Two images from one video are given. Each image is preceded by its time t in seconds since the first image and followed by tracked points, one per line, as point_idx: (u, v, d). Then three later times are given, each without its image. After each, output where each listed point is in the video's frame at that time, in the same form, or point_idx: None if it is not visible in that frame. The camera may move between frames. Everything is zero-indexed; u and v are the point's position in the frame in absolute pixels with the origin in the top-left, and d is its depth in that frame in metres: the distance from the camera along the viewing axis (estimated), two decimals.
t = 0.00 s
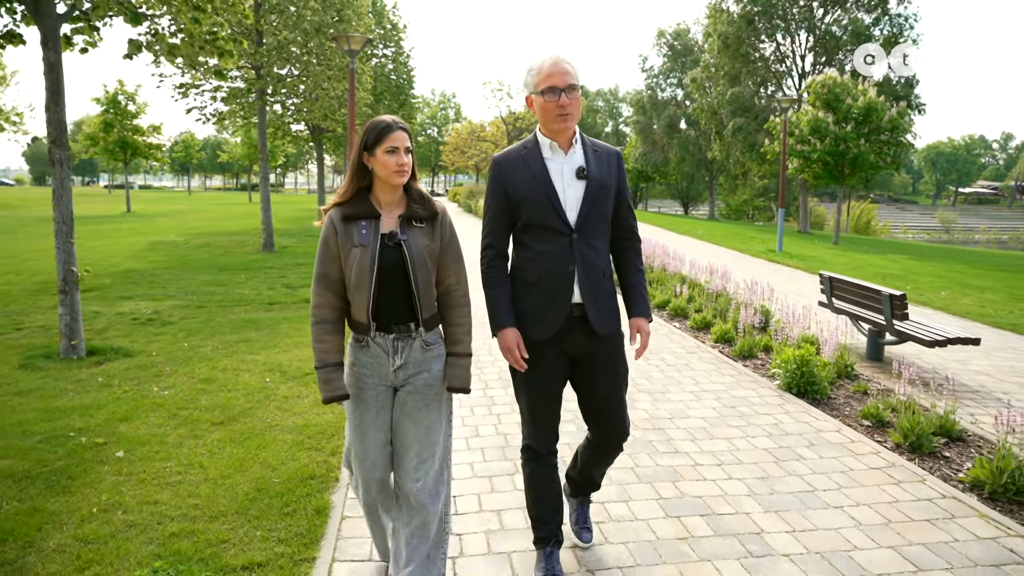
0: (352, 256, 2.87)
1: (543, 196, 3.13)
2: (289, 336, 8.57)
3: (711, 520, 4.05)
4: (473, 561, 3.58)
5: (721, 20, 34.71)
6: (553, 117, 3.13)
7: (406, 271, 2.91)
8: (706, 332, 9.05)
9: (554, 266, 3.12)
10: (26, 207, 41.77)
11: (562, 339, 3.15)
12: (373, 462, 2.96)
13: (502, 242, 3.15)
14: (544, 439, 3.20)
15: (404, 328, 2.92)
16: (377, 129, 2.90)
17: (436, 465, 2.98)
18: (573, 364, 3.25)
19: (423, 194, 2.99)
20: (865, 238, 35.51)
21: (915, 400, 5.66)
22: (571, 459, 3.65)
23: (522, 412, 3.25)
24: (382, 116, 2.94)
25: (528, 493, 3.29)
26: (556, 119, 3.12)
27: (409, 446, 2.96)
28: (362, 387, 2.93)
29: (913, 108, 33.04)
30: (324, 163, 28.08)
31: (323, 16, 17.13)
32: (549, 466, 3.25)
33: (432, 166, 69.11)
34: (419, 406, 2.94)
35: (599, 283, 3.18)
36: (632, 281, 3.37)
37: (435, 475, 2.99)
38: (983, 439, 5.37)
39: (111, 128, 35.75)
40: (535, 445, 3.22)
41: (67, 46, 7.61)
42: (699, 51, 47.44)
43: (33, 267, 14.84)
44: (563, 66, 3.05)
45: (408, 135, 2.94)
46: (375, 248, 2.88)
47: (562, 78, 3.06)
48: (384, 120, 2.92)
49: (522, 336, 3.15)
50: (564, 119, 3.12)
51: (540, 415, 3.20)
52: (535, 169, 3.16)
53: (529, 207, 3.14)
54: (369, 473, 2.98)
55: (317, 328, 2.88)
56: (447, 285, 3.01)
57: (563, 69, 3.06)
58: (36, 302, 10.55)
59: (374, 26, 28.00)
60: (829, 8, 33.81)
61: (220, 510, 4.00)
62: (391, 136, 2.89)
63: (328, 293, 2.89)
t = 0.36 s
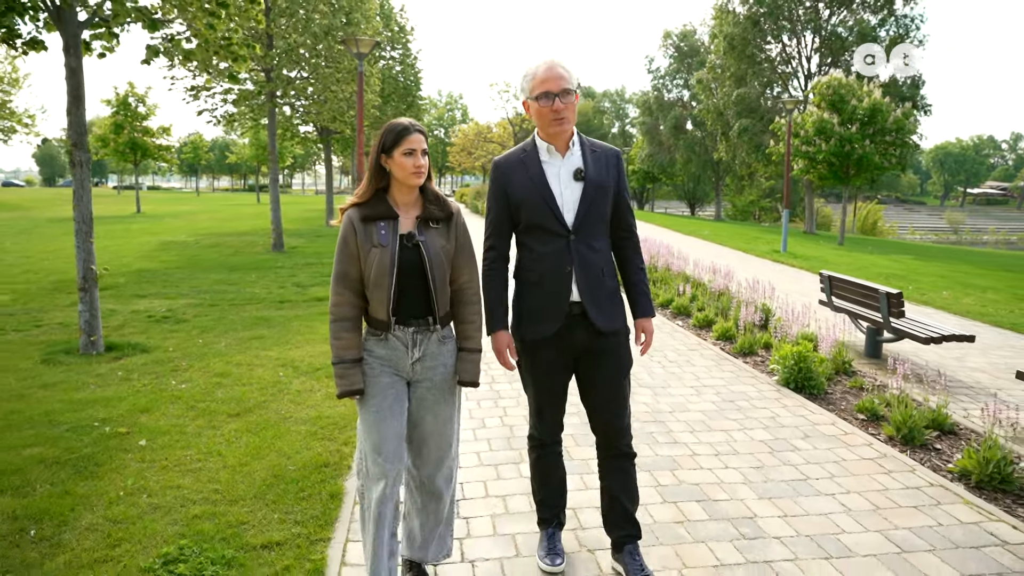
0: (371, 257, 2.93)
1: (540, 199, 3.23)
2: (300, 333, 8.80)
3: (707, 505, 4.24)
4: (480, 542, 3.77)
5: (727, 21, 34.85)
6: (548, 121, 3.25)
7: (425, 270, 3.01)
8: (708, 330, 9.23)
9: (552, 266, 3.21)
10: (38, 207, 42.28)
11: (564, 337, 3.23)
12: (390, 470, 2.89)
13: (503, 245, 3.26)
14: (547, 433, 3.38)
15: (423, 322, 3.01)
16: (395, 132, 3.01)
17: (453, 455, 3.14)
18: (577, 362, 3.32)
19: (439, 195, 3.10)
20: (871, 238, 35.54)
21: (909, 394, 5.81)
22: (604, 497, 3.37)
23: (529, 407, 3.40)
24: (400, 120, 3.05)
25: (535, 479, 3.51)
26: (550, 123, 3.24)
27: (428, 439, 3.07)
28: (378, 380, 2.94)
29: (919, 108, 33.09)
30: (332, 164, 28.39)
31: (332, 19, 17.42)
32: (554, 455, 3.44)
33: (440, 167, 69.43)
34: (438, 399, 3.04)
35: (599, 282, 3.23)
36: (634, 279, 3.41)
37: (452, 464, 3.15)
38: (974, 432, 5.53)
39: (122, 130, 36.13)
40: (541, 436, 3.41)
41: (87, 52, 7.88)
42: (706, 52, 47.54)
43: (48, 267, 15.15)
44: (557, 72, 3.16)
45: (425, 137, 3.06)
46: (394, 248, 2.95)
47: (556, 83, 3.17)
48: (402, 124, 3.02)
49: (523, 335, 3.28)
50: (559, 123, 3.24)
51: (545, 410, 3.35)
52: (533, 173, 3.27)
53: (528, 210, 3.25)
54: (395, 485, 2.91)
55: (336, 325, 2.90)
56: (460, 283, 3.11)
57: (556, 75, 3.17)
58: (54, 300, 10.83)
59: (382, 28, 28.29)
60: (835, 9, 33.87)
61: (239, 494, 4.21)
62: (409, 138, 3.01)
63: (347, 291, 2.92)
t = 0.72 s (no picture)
0: (381, 256, 2.97)
1: (552, 200, 3.31)
2: (307, 329, 9.00)
3: (700, 491, 4.43)
4: (481, 524, 3.96)
5: (729, 22, 34.99)
6: (557, 125, 3.30)
7: (434, 270, 3.07)
8: (706, 326, 9.41)
9: (561, 266, 3.30)
10: (44, 207, 42.60)
11: (570, 336, 3.31)
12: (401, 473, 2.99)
13: (517, 245, 3.39)
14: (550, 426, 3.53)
15: (430, 322, 3.07)
16: (402, 134, 3.05)
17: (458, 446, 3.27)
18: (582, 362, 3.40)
19: (444, 196, 3.18)
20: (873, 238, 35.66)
21: (898, 387, 5.99)
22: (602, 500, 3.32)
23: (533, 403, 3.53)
24: (406, 121, 3.09)
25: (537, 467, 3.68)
26: (557, 127, 3.30)
27: (436, 434, 3.20)
28: (387, 381, 3.00)
29: (920, 108, 33.21)
30: (336, 164, 28.64)
31: (337, 21, 17.62)
32: (555, 449, 3.62)
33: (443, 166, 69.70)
34: (443, 396, 3.14)
35: (606, 285, 3.30)
36: (647, 282, 3.45)
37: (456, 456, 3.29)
38: (962, 424, 5.70)
39: (127, 129, 36.40)
40: (545, 433, 3.57)
41: (99, 54, 8.08)
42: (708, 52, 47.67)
43: (58, 264, 15.40)
44: (565, 78, 3.19)
45: (431, 139, 3.10)
46: (403, 247, 3.00)
47: (563, 89, 3.21)
48: (408, 125, 3.08)
49: (529, 332, 3.38)
50: (564, 128, 3.28)
51: (551, 408, 3.48)
52: (547, 175, 3.35)
53: (541, 210, 3.34)
54: (408, 484, 3.01)
55: (344, 325, 2.92)
56: (464, 283, 3.20)
57: (565, 81, 3.20)
58: (65, 296, 11.05)
59: (385, 29, 28.48)
60: (837, 9, 34.00)
61: (251, 479, 4.40)
62: (415, 140, 3.05)
63: (356, 291, 2.93)
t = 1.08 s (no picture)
0: (377, 252, 2.96)
1: (571, 195, 3.37)
2: (310, 326, 9.17)
3: (689, 480, 4.60)
4: (479, 511, 4.14)
5: (729, 22, 35.13)
6: (584, 120, 3.34)
7: (431, 268, 3.10)
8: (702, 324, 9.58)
9: (577, 262, 3.34)
10: (47, 207, 42.80)
11: (581, 332, 3.34)
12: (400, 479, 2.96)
13: (538, 239, 3.47)
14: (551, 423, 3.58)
15: (426, 322, 3.08)
16: (395, 133, 3.05)
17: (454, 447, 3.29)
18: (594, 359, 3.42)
19: (438, 195, 3.22)
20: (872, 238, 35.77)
21: (886, 382, 6.15)
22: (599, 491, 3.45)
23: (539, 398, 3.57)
24: (402, 120, 3.11)
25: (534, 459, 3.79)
26: (584, 122, 3.34)
27: (433, 437, 3.19)
28: (383, 381, 2.98)
29: (919, 109, 33.37)
30: (337, 164, 28.83)
31: (339, 23, 17.81)
32: (551, 446, 3.70)
33: (444, 166, 69.84)
34: (437, 395, 3.13)
35: (619, 283, 3.30)
36: (670, 282, 3.38)
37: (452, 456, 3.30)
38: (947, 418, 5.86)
39: (130, 130, 36.57)
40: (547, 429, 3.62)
41: (107, 57, 8.26)
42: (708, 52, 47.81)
43: (64, 263, 15.59)
44: (600, 73, 3.23)
45: (425, 136, 3.11)
46: (399, 244, 3.00)
47: (595, 84, 3.25)
48: (401, 124, 3.08)
49: (543, 325, 3.43)
50: (591, 123, 3.32)
51: (555, 406, 3.50)
52: (570, 168, 3.40)
53: (561, 204, 3.40)
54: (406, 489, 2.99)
55: (340, 324, 2.89)
56: (457, 282, 3.27)
57: (598, 76, 3.25)
58: (72, 295, 11.24)
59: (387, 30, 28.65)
60: (837, 9, 34.14)
61: (257, 469, 4.57)
62: (409, 139, 3.06)
63: (350, 289, 2.89)
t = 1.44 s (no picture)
0: (362, 254, 2.98)
1: (576, 195, 3.27)
2: (310, 324, 9.32)
3: (679, 471, 4.75)
4: (474, 499, 4.30)
5: (728, 22, 35.23)
6: (595, 123, 3.24)
7: (416, 269, 3.08)
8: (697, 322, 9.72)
9: (579, 261, 3.27)
10: (49, 207, 42.99)
11: (580, 332, 3.28)
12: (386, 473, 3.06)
13: (542, 237, 3.38)
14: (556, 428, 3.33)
15: (410, 322, 3.07)
16: (383, 134, 3.09)
17: (448, 450, 3.12)
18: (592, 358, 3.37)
19: (426, 195, 3.20)
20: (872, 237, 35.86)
21: (874, 377, 6.31)
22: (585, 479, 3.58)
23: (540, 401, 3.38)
24: (389, 121, 3.14)
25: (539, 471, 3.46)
26: (594, 125, 3.23)
27: (421, 437, 3.08)
28: (369, 380, 3.01)
29: (918, 109, 33.49)
30: (338, 165, 29.00)
31: (340, 24, 17.97)
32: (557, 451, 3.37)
33: (445, 166, 70.01)
34: (427, 394, 3.08)
35: (621, 285, 3.24)
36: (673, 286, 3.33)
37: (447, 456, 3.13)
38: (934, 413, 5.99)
39: (132, 130, 36.72)
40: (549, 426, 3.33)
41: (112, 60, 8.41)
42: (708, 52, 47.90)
43: (68, 263, 15.76)
44: (612, 76, 3.12)
45: (413, 138, 3.13)
46: (385, 245, 3.02)
47: (607, 87, 3.15)
48: (390, 125, 3.11)
49: (542, 323, 3.35)
50: (602, 126, 3.22)
51: (557, 402, 3.29)
52: (576, 168, 3.30)
53: (565, 203, 3.30)
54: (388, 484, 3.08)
55: (327, 324, 2.91)
56: (447, 282, 3.21)
57: (611, 79, 3.14)
58: (76, 294, 11.40)
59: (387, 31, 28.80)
60: (836, 9, 34.23)
61: (260, 460, 4.72)
62: (398, 139, 3.08)
63: (337, 290, 2.92)
